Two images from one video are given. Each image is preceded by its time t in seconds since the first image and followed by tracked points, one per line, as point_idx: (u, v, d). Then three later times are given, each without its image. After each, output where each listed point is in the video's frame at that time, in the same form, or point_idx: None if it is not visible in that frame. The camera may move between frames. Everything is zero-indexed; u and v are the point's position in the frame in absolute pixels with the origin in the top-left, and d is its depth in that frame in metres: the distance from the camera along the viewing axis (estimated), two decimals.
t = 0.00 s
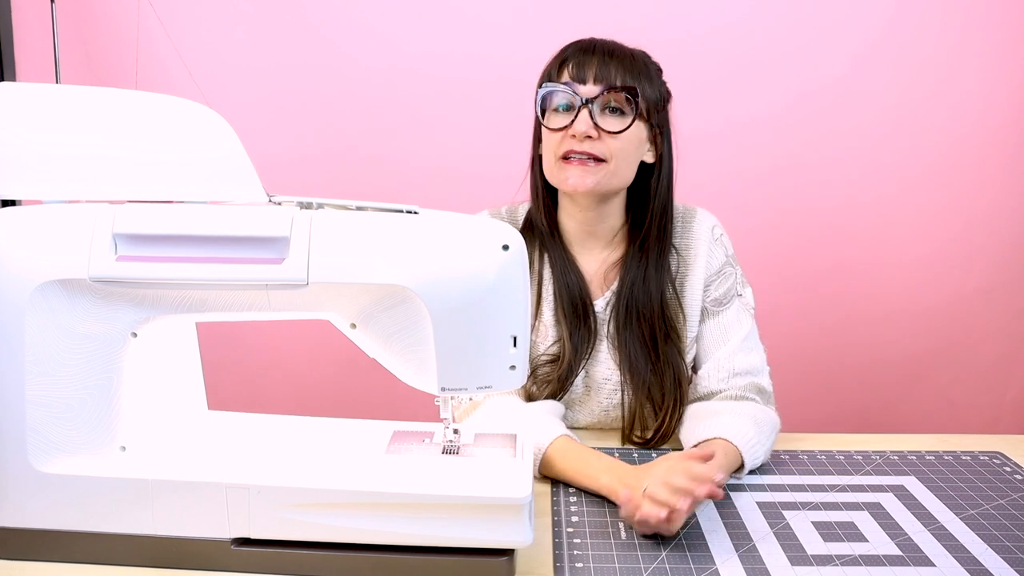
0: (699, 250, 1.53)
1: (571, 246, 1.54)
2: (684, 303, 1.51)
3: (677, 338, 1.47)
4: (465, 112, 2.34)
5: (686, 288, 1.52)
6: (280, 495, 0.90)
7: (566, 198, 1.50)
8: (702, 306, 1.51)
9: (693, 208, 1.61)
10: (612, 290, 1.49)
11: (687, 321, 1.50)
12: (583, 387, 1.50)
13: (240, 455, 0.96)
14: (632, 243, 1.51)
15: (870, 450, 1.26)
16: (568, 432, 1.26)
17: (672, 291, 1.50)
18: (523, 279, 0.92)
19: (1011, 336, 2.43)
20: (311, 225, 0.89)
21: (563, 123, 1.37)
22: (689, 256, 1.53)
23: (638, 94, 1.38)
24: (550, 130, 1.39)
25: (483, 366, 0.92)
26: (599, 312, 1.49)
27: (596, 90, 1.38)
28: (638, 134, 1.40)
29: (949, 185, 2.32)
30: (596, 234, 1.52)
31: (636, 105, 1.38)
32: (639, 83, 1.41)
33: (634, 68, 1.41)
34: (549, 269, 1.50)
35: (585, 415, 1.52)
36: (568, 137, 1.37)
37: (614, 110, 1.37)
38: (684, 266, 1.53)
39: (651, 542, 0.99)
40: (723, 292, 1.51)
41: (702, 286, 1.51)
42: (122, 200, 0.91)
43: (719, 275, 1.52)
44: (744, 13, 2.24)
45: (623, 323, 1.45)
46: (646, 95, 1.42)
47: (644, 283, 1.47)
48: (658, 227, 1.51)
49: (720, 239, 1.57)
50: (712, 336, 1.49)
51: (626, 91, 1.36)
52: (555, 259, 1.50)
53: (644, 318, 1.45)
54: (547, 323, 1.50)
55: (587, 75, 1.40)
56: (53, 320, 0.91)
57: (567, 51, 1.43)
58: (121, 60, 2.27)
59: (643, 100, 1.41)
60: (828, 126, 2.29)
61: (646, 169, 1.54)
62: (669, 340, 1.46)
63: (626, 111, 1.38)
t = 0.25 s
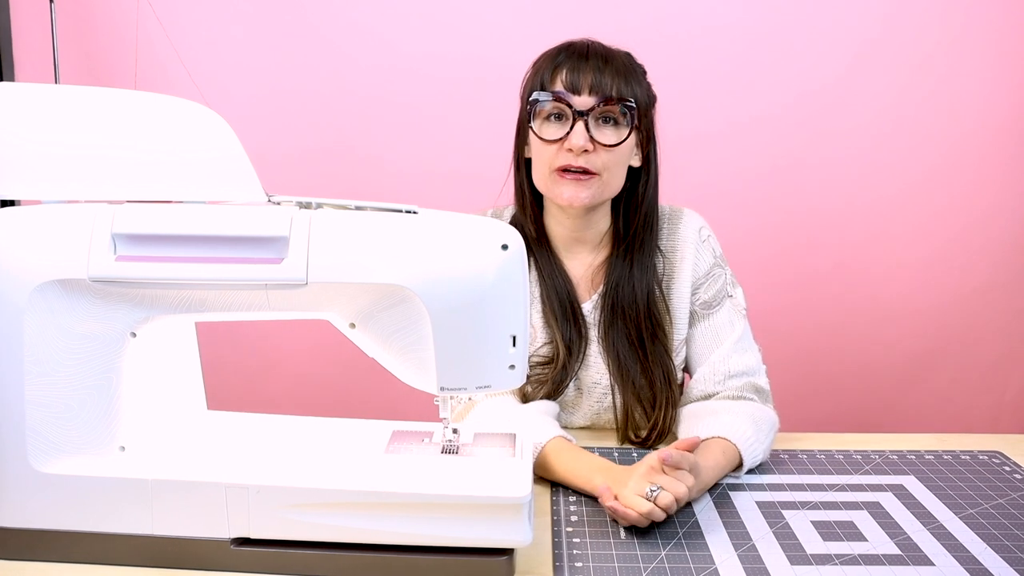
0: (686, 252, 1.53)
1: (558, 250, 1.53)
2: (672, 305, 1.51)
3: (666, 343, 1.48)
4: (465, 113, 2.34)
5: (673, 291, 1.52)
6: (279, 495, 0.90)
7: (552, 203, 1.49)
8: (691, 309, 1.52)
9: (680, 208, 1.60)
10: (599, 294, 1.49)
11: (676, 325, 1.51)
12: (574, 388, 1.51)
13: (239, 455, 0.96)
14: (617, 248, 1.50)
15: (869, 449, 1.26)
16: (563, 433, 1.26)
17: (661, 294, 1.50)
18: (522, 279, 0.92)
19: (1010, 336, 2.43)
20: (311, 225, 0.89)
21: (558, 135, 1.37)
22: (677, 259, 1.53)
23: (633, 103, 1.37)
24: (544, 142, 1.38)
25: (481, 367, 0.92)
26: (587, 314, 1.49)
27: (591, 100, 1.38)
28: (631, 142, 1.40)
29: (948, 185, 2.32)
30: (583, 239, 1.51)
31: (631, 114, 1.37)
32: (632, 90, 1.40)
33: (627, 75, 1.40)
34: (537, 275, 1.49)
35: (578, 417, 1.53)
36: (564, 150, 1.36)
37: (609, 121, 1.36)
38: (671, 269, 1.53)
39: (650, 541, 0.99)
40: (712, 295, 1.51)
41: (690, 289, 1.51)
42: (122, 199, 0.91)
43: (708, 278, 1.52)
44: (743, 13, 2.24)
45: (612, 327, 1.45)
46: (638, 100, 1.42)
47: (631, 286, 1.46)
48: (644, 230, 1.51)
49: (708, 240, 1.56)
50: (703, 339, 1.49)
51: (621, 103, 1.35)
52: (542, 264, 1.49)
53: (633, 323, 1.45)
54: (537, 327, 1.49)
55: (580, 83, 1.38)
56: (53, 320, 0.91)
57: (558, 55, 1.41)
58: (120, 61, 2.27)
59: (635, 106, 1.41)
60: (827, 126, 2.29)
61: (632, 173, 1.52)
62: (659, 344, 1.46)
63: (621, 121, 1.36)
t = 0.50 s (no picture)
0: (679, 252, 1.53)
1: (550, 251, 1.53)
2: (665, 306, 1.51)
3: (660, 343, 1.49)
4: (465, 112, 2.34)
5: (666, 292, 1.52)
6: (279, 495, 0.90)
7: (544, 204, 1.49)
8: (686, 309, 1.52)
9: (674, 208, 1.60)
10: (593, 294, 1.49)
11: (670, 325, 1.51)
12: (571, 389, 1.52)
13: (239, 454, 0.96)
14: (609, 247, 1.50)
15: (869, 448, 1.26)
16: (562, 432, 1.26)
17: (654, 295, 1.50)
18: (522, 278, 0.92)
19: (1011, 335, 2.43)
20: (311, 224, 0.89)
21: (547, 138, 1.37)
22: (670, 260, 1.53)
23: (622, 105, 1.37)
24: (534, 144, 1.38)
25: (480, 366, 0.92)
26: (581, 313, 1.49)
27: (580, 102, 1.38)
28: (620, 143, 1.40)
29: (948, 184, 2.32)
30: (575, 240, 1.51)
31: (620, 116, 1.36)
32: (620, 91, 1.40)
33: (615, 76, 1.40)
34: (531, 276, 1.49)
35: (576, 417, 1.53)
36: (553, 152, 1.36)
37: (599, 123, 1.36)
38: (664, 270, 1.53)
39: (650, 540, 0.99)
40: (707, 296, 1.50)
41: (684, 289, 1.51)
42: (122, 198, 0.91)
43: (703, 278, 1.51)
44: (743, 13, 2.24)
45: (606, 329, 1.46)
46: (626, 102, 1.42)
47: (622, 282, 1.46)
48: (635, 230, 1.50)
49: (702, 240, 1.55)
50: (699, 340, 1.49)
51: (610, 105, 1.34)
52: (536, 264, 1.49)
53: (628, 324, 1.45)
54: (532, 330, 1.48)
55: (569, 85, 1.38)
56: (53, 319, 0.91)
57: (548, 57, 1.41)
58: (121, 60, 2.27)
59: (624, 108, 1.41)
60: (827, 125, 2.29)
61: (622, 173, 1.52)
62: (651, 343, 1.46)
63: (610, 122, 1.35)
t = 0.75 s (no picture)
0: (682, 250, 1.53)
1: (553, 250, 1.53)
2: (667, 304, 1.51)
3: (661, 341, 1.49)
4: (465, 112, 2.34)
5: (668, 290, 1.51)
6: (280, 495, 0.90)
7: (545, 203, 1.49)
8: (688, 307, 1.52)
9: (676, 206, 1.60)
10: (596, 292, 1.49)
11: (672, 323, 1.51)
12: (573, 388, 1.51)
13: (240, 454, 0.96)
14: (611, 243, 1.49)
15: (871, 447, 1.26)
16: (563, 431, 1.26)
17: (656, 293, 1.50)
18: (523, 277, 0.92)
19: (1011, 334, 2.43)
20: (311, 224, 0.89)
21: (553, 134, 1.36)
22: (672, 257, 1.53)
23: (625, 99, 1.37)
24: (540, 141, 1.37)
25: (481, 365, 0.92)
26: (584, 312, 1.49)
27: (584, 97, 1.38)
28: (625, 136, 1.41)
29: (948, 183, 2.31)
30: (578, 237, 1.51)
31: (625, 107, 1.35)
32: (621, 85, 1.41)
33: (615, 71, 1.41)
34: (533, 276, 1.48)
35: (578, 416, 1.53)
36: (561, 148, 1.36)
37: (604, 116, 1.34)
38: (667, 268, 1.53)
39: (652, 539, 0.99)
40: (709, 293, 1.50)
41: (686, 287, 1.51)
42: (123, 198, 0.91)
43: (705, 276, 1.52)
44: (743, 12, 2.24)
45: (607, 327, 1.45)
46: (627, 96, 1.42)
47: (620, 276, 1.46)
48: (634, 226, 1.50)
49: (704, 238, 1.55)
50: (701, 338, 1.49)
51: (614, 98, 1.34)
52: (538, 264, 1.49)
53: (631, 322, 1.45)
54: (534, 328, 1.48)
55: (572, 80, 1.38)
56: (53, 319, 0.91)
57: (547, 54, 1.41)
58: (121, 60, 2.27)
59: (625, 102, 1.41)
60: (827, 125, 2.29)
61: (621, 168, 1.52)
62: (651, 340, 1.46)
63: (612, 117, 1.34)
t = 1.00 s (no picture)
0: (689, 249, 1.53)
1: (560, 249, 1.53)
2: (673, 304, 1.50)
3: (667, 340, 1.48)
4: (465, 112, 2.34)
5: (675, 289, 1.51)
6: (279, 494, 0.90)
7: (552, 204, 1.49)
8: (694, 306, 1.51)
9: (683, 207, 1.60)
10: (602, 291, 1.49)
11: (679, 321, 1.50)
12: (578, 387, 1.51)
13: (240, 453, 0.96)
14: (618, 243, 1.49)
15: (871, 448, 1.26)
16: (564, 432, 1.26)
17: (662, 292, 1.50)
18: (524, 277, 0.92)
19: (1011, 336, 2.43)
20: (311, 223, 0.89)
21: (556, 140, 1.37)
22: (680, 257, 1.53)
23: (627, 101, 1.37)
24: (543, 148, 1.38)
25: (482, 364, 0.92)
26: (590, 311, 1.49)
27: (585, 102, 1.38)
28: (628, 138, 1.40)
29: (949, 185, 2.31)
30: (586, 238, 1.51)
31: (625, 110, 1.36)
32: (624, 86, 1.40)
33: (617, 71, 1.40)
34: (539, 276, 1.49)
35: (580, 416, 1.53)
36: (564, 155, 1.36)
37: (606, 120, 1.36)
38: (674, 267, 1.53)
39: (652, 540, 0.99)
40: (715, 292, 1.50)
41: (693, 286, 1.51)
42: (123, 197, 0.91)
43: (711, 276, 1.52)
44: (743, 13, 2.24)
45: (612, 324, 1.45)
46: (631, 96, 1.41)
47: (627, 276, 1.46)
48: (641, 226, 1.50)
49: (711, 239, 1.56)
50: (706, 337, 1.49)
51: (615, 102, 1.35)
52: (545, 263, 1.49)
53: (636, 320, 1.45)
54: (540, 325, 1.49)
55: (573, 84, 1.38)
56: (53, 317, 0.91)
57: (548, 59, 1.40)
58: (121, 59, 2.27)
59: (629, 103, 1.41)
60: (828, 126, 2.29)
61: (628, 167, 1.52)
62: (657, 339, 1.45)
63: (616, 119, 1.36)
